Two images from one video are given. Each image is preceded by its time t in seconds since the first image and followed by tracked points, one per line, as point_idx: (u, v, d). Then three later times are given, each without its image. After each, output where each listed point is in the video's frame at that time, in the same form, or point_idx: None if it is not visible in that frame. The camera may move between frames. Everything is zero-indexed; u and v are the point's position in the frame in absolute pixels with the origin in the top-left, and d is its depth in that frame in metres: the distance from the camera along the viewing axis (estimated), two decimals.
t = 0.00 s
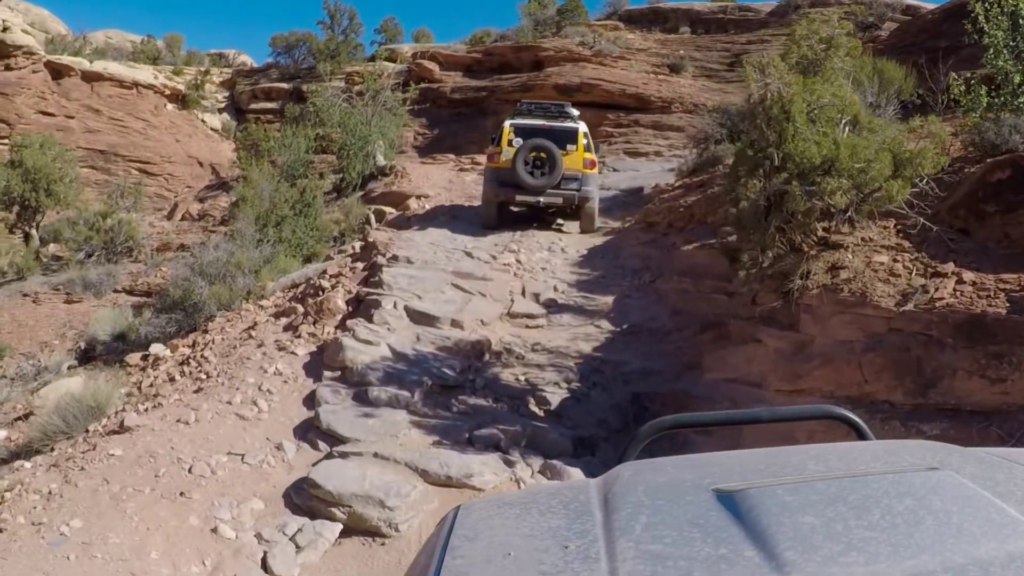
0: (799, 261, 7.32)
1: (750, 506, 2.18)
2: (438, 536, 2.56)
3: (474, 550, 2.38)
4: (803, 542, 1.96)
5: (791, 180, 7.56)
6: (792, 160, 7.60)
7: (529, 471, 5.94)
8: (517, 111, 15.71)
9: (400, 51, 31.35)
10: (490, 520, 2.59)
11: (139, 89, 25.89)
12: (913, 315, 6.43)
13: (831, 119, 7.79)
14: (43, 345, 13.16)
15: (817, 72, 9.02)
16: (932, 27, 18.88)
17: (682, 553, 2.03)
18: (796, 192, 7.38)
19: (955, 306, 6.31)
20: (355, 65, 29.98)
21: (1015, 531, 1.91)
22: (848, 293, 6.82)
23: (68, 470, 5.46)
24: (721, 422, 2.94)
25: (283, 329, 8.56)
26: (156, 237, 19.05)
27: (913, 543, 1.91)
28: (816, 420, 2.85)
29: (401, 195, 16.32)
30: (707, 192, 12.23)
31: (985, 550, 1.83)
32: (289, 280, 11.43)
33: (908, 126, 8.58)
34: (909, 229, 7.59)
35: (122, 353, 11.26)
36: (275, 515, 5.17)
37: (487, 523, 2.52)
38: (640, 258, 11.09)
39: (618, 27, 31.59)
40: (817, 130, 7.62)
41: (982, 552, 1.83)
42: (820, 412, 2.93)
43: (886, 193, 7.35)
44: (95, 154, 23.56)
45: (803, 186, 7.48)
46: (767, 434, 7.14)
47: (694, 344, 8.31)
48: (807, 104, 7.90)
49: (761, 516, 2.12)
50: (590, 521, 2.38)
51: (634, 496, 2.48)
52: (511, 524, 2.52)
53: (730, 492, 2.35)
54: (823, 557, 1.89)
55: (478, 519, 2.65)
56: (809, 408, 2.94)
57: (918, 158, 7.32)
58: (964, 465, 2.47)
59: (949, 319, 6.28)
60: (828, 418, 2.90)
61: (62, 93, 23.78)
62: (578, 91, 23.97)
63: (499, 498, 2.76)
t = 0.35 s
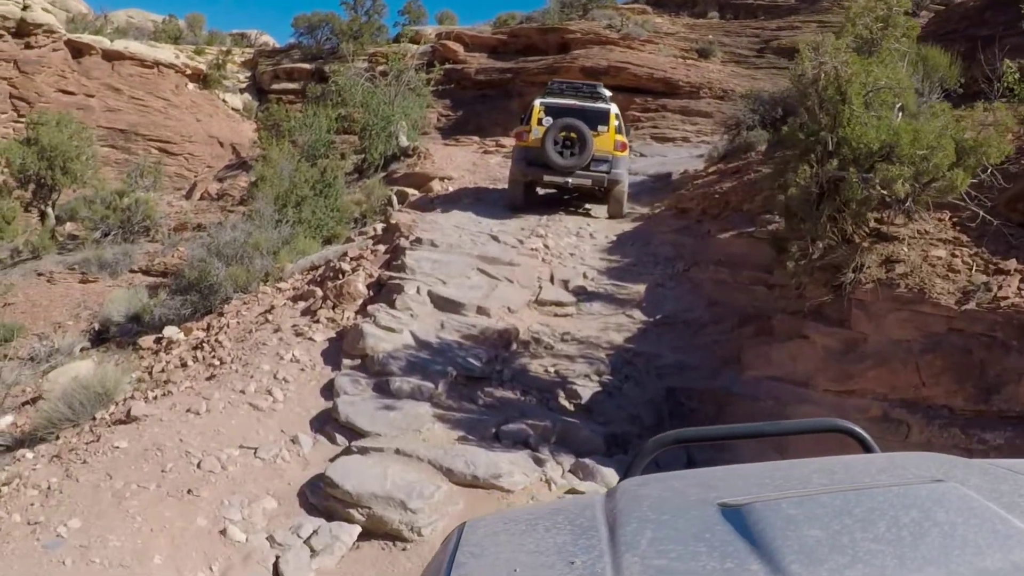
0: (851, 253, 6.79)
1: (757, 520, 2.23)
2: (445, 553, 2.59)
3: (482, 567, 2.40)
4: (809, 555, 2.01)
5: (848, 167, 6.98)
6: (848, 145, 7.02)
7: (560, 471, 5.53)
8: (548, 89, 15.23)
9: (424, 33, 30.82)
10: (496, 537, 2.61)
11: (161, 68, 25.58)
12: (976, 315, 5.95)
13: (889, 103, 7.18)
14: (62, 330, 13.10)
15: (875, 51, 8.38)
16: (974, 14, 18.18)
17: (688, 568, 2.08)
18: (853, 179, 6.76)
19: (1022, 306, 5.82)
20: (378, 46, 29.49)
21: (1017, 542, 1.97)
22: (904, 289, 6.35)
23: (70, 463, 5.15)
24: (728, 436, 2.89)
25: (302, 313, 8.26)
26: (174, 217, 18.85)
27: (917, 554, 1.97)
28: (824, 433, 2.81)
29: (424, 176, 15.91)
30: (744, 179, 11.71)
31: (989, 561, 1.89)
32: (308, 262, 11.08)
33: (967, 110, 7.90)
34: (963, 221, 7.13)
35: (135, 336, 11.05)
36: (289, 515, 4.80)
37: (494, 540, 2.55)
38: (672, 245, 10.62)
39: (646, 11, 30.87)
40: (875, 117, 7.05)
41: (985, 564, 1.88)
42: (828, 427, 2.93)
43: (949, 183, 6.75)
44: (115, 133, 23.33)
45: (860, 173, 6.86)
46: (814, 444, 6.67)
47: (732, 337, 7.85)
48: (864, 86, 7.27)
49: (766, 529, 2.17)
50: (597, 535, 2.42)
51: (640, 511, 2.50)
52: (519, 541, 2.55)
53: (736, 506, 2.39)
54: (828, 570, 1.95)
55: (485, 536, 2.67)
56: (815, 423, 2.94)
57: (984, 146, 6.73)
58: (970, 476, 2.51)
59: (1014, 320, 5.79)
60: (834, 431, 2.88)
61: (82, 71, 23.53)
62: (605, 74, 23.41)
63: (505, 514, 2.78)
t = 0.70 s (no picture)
0: (900, 251, 6.40)
1: (760, 513, 2.18)
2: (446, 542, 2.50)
3: (480, 558, 2.32)
4: (812, 547, 1.97)
5: (900, 159, 6.60)
6: (900, 136, 6.65)
7: (586, 475, 5.14)
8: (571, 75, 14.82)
9: (444, 16, 30.28)
10: (497, 528, 2.53)
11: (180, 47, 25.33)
12: None
13: (941, 92, 6.82)
14: (74, 313, 12.91)
15: (927, 38, 7.88)
16: (1010, 5, 17.57)
17: (690, 559, 2.03)
18: (907, 173, 6.35)
19: None
20: (398, 28, 29.00)
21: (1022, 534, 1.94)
22: (956, 290, 5.94)
23: (67, 461, 4.86)
24: (733, 428, 2.82)
25: (316, 301, 7.95)
26: (187, 197, 18.63)
27: (922, 547, 1.93)
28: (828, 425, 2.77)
29: (443, 160, 15.54)
30: (775, 170, 11.23)
31: (994, 553, 1.85)
32: (323, 247, 10.77)
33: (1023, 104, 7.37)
34: (1015, 216, 6.71)
35: (144, 321, 10.79)
36: (296, 523, 4.47)
37: (494, 530, 2.47)
38: (700, 236, 10.19)
39: None
40: (927, 107, 6.67)
41: (993, 555, 1.84)
42: (832, 418, 2.87)
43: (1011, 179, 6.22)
44: (131, 111, 23.09)
45: (914, 167, 6.45)
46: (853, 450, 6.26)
47: (766, 334, 7.40)
48: (916, 74, 6.82)
49: (768, 521, 2.13)
50: (598, 525, 2.36)
51: (645, 503, 2.44)
52: (518, 531, 2.47)
53: (739, 498, 2.34)
54: (830, 562, 1.91)
55: (483, 527, 2.59)
56: (818, 414, 2.88)
57: None
58: (974, 469, 2.47)
59: None
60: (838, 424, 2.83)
61: (100, 49, 23.27)
62: (628, 60, 22.90)
63: (506, 506, 2.70)
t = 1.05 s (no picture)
0: (950, 255, 5.97)
1: (756, 514, 2.09)
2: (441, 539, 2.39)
3: (474, 555, 2.22)
4: (808, 550, 1.88)
5: (952, 158, 6.21)
6: (953, 132, 6.25)
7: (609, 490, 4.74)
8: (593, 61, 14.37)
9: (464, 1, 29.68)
10: (493, 524, 2.42)
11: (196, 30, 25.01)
12: None
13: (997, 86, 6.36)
14: (83, 299, 12.71)
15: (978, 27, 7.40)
16: None
17: (684, 561, 1.94)
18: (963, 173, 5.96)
19: None
20: (416, 13, 28.44)
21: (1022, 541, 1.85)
22: (1010, 300, 5.52)
23: (52, 467, 4.55)
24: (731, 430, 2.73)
25: (324, 294, 7.61)
26: (200, 181, 18.42)
27: (920, 552, 1.85)
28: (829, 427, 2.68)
29: (460, 148, 15.16)
30: (804, 163, 10.76)
31: (994, 560, 1.77)
32: (335, 236, 10.44)
33: None
34: None
35: (151, 309, 10.54)
36: (294, 542, 4.13)
37: (489, 526, 2.36)
38: (726, 231, 9.75)
39: None
40: (983, 102, 6.23)
41: (991, 562, 1.77)
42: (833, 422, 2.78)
43: None
44: (148, 94, 22.80)
45: (969, 166, 6.07)
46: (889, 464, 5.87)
47: (799, 338, 6.97)
48: (972, 65, 6.36)
49: (765, 522, 2.04)
50: (593, 522, 2.26)
51: (640, 502, 2.33)
52: (515, 528, 2.36)
53: (735, 499, 2.25)
54: (826, 565, 1.82)
55: (479, 524, 2.48)
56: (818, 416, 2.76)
57: None
58: (973, 475, 2.37)
59: None
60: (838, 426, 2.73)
61: (117, 31, 23.00)
62: (650, 47, 22.36)
63: (503, 502, 2.59)
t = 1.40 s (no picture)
0: (997, 261, 5.53)
1: (754, 518, 2.10)
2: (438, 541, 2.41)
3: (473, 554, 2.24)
4: (805, 554, 1.89)
5: (1001, 155, 5.83)
6: (1002, 127, 5.87)
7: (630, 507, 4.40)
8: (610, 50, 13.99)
9: None
10: (490, 524, 2.44)
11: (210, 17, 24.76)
12: None
13: None
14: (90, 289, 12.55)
15: None
16: None
17: (682, 563, 1.96)
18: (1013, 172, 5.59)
19: None
20: None
21: (1016, 547, 1.86)
22: None
23: (36, 478, 4.30)
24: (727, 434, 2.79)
25: (331, 290, 7.32)
26: (209, 169, 18.20)
27: (914, 557, 1.86)
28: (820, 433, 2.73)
29: (474, 137, 14.84)
30: (830, 156, 10.33)
31: (985, 566, 1.79)
32: (344, 227, 10.16)
33: None
34: None
35: (156, 302, 10.34)
36: (290, 564, 3.87)
37: (488, 526, 2.39)
38: (749, 226, 9.37)
39: None
40: None
41: (984, 568, 1.78)
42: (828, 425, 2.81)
43: None
44: (161, 81, 22.57)
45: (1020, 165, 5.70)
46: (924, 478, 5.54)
47: (829, 342, 6.62)
48: None
49: (762, 524, 2.05)
50: (591, 523, 2.27)
51: (639, 503, 2.34)
52: (513, 529, 2.37)
53: (733, 501, 2.25)
54: (822, 567, 1.84)
55: (476, 523, 2.50)
56: (813, 420, 2.75)
57: None
58: (969, 478, 2.36)
59: None
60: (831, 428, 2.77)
61: (130, 18, 22.72)
62: (667, 36, 21.91)
63: (501, 501, 2.60)
